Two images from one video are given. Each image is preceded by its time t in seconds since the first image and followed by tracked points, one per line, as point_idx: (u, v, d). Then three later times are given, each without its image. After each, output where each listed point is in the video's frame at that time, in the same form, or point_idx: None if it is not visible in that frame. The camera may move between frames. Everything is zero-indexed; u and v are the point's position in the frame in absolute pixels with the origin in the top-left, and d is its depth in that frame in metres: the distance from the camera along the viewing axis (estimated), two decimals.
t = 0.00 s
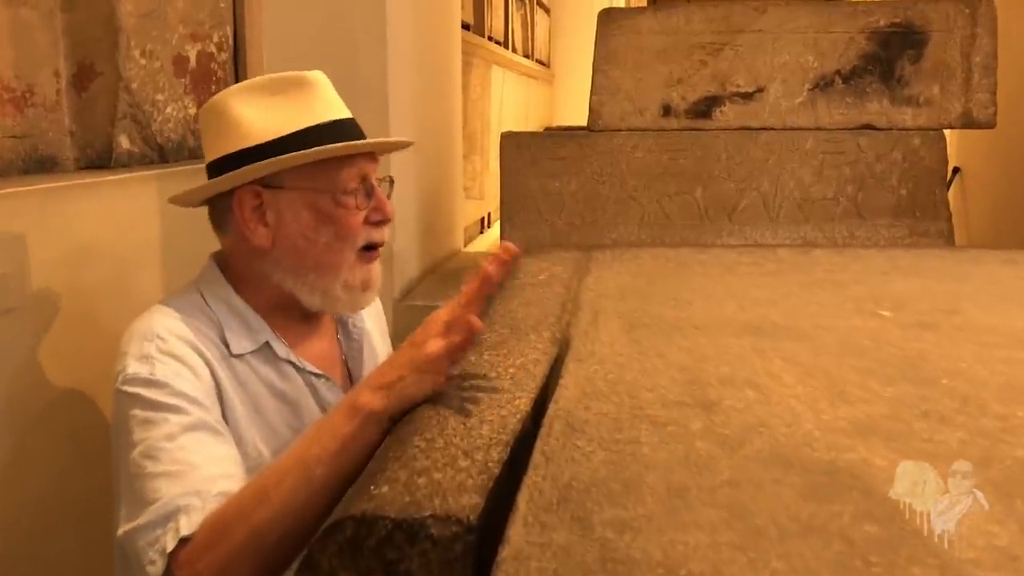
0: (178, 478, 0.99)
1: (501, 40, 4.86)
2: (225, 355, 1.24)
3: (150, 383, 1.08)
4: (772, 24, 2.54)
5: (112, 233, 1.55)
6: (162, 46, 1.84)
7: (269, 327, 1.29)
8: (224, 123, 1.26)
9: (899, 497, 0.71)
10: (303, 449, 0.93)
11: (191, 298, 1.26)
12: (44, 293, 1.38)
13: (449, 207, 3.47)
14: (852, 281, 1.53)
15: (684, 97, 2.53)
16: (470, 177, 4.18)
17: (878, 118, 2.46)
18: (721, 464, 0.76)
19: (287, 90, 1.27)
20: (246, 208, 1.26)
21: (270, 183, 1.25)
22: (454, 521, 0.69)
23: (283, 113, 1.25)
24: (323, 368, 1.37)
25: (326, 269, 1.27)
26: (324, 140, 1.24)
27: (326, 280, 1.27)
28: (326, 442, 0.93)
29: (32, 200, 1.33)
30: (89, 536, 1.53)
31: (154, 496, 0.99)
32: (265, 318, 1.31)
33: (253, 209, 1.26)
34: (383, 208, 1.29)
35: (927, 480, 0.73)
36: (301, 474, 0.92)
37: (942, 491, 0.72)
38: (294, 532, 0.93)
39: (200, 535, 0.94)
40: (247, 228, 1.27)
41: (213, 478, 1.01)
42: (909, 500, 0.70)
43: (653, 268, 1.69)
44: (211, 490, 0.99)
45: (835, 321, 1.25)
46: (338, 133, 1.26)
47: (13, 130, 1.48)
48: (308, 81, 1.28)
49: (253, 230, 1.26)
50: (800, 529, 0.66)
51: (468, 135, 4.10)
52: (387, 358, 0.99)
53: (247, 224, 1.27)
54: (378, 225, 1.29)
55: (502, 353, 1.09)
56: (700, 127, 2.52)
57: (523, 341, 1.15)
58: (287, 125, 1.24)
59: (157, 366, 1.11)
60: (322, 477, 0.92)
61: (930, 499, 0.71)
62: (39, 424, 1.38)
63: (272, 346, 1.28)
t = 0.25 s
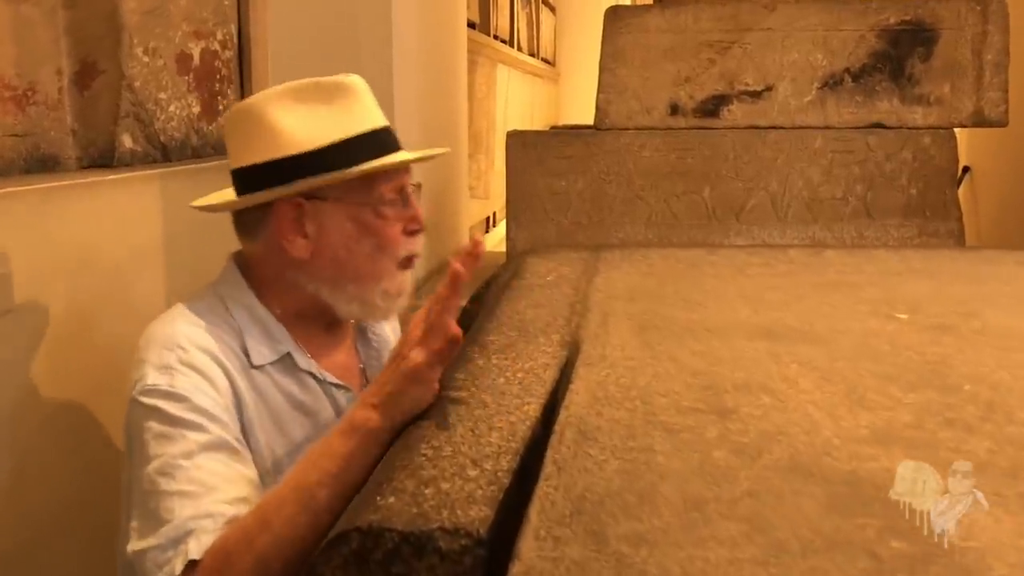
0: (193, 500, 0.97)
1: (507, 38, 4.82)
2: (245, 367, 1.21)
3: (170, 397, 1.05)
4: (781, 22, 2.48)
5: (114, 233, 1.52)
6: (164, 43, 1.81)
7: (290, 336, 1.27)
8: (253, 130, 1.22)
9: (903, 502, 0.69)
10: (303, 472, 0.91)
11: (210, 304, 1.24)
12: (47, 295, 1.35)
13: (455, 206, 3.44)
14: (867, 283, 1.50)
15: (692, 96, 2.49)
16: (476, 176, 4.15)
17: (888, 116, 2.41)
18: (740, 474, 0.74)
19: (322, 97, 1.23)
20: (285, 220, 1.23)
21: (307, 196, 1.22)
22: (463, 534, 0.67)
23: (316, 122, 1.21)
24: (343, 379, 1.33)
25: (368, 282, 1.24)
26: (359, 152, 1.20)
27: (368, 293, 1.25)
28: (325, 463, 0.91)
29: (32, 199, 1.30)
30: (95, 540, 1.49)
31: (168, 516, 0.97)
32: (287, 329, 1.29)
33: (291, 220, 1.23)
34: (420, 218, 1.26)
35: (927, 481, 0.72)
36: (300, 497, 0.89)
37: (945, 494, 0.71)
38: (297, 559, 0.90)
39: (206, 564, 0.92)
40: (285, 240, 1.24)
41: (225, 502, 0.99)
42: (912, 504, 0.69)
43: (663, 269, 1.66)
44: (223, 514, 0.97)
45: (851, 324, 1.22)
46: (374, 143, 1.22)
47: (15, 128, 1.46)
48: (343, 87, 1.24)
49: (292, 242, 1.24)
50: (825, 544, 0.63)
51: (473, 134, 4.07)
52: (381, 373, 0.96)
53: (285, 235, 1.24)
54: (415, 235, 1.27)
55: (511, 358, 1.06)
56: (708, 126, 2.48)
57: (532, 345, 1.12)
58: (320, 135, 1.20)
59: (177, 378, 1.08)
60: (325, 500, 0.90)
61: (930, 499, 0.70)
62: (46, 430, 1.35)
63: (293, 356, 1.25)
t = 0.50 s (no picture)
0: (213, 498, 0.97)
1: (518, 35, 4.81)
2: (272, 363, 1.20)
3: (197, 391, 1.05)
4: (795, 17, 2.45)
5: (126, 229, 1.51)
6: (176, 38, 1.79)
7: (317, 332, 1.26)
8: (286, 128, 1.21)
9: (901, 500, 0.68)
10: (318, 470, 0.90)
11: (238, 297, 1.23)
12: (59, 290, 1.34)
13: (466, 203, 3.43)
14: (885, 280, 1.48)
15: (705, 92, 2.45)
16: (486, 173, 4.14)
17: (903, 113, 2.37)
18: (761, 473, 0.72)
19: (356, 96, 1.22)
20: (322, 216, 1.22)
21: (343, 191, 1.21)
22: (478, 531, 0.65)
23: (351, 122, 1.20)
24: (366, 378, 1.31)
25: (401, 279, 1.24)
26: (393, 155, 1.20)
27: (401, 291, 1.24)
28: (341, 458, 0.90)
29: (42, 192, 1.29)
30: (107, 539, 1.48)
31: (188, 513, 0.96)
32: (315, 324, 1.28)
33: (328, 216, 1.22)
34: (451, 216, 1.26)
35: (927, 479, 0.71)
36: (315, 493, 0.89)
37: (945, 491, 0.69)
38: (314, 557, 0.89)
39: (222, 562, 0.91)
40: (321, 235, 1.23)
41: (246, 501, 0.98)
42: (911, 502, 0.67)
43: (678, 266, 1.65)
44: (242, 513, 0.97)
45: (871, 321, 1.20)
46: (407, 146, 1.22)
47: (27, 122, 1.46)
48: (377, 85, 1.23)
49: (328, 238, 1.23)
50: (849, 545, 0.62)
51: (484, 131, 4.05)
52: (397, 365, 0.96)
53: (321, 231, 1.23)
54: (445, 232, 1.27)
55: (525, 353, 1.05)
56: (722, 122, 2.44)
57: (546, 340, 1.10)
58: (354, 137, 1.20)
59: (204, 373, 1.07)
60: (340, 497, 0.89)
61: (930, 498, 0.68)
62: (60, 429, 1.34)
63: (320, 353, 1.24)
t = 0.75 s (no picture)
0: (242, 492, 0.98)
1: (538, 33, 4.81)
2: (298, 359, 1.22)
3: (227, 385, 1.07)
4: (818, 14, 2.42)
5: (152, 226, 1.53)
6: (201, 37, 1.81)
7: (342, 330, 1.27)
8: (315, 127, 1.22)
9: (901, 501, 0.68)
10: (343, 463, 0.91)
11: (265, 296, 1.25)
12: (86, 287, 1.36)
13: (486, 200, 3.44)
14: (909, 280, 1.47)
15: (726, 89, 2.44)
16: (506, 171, 4.14)
17: (927, 110, 2.34)
18: (783, 472, 0.73)
19: (386, 97, 1.24)
20: (351, 215, 1.23)
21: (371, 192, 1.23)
22: (502, 527, 0.66)
23: (382, 123, 1.22)
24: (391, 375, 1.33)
25: (426, 280, 1.26)
26: (422, 155, 1.22)
27: (426, 291, 1.26)
28: (368, 451, 0.91)
29: (72, 187, 1.32)
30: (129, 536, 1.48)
31: (217, 505, 0.98)
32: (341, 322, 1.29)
33: (357, 215, 1.23)
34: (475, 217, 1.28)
35: (927, 481, 0.70)
36: (341, 486, 0.90)
37: (944, 493, 0.69)
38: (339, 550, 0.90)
39: (249, 556, 0.93)
40: (349, 234, 1.24)
41: (275, 494, 1.00)
42: (912, 504, 0.68)
43: (698, 264, 1.65)
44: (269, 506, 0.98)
45: (894, 321, 1.20)
46: (436, 147, 1.24)
47: (56, 121, 1.48)
48: (408, 87, 1.25)
49: (356, 237, 1.24)
50: (872, 546, 0.62)
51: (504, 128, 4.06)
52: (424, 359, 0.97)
53: (350, 230, 1.24)
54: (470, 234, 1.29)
55: (546, 351, 1.05)
56: (744, 120, 2.43)
57: (568, 338, 1.11)
58: (385, 136, 1.21)
59: (233, 368, 1.09)
60: (365, 490, 0.90)
61: (930, 498, 0.68)
62: (89, 426, 1.37)
63: (344, 350, 1.26)
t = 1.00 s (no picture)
0: (260, 478, 0.99)
1: (558, 28, 4.81)
2: (316, 350, 1.23)
3: (246, 374, 1.09)
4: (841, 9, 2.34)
5: (175, 220, 1.55)
6: (224, 33, 1.83)
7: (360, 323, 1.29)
8: (339, 124, 1.23)
9: (901, 501, 0.67)
10: (361, 451, 0.92)
11: (285, 289, 1.27)
12: (111, 280, 1.38)
13: (505, 196, 3.45)
14: (927, 276, 1.47)
15: (746, 85, 2.38)
16: (525, 167, 4.15)
17: (950, 106, 2.29)
18: (796, 465, 0.73)
19: (409, 94, 1.25)
20: (372, 211, 1.25)
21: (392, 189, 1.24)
22: (515, 515, 0.67)
23: (405, 120, 1.23)
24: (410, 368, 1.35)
25: (445, 278, 1.27)
26: (445, 153, 1.23)
27: (444, 289, 1.28)
28: (385, 441, 0.92)
29: (99, 181, 1.35)
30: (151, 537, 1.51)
31: (235, 491, 0.99)
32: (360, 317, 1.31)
33: (378, 212, 1.25)
34: (495, 216, 1.29)
35: (928, 482, 0.70)
36: (358, 475, 0.91)
37: (945, 494, 0.69)
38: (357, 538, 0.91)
39: (266, 541, 0.94)
40: (370, 231, 1.26)
41: (292, 482, 1.01)
42: (912, 504, 0.67)
43: (716, 260, 1.65)
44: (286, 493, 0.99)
45: (911, 317, 1.20)
46: (458, 145, 1.25)
47: (82, 116, 1.51)
48: (430, 85, 1.26)
49: (376, 233, 1.26)
50: (882, 537, 0.63)
51: (524, 124, 4.06)
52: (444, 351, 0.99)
53: (371, 227, 1.26)
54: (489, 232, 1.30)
55: (563, 344, 1.06)
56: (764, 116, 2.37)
57: (583, 332, 1.12)
58: (409, 134, 1.22)
59: (253, 358, 1.11)
60: (382, 479, 0.91)
61: (931, 499, 0.68)
62: (114, 416, 1.39)
63: (363, 343, 1.27)
